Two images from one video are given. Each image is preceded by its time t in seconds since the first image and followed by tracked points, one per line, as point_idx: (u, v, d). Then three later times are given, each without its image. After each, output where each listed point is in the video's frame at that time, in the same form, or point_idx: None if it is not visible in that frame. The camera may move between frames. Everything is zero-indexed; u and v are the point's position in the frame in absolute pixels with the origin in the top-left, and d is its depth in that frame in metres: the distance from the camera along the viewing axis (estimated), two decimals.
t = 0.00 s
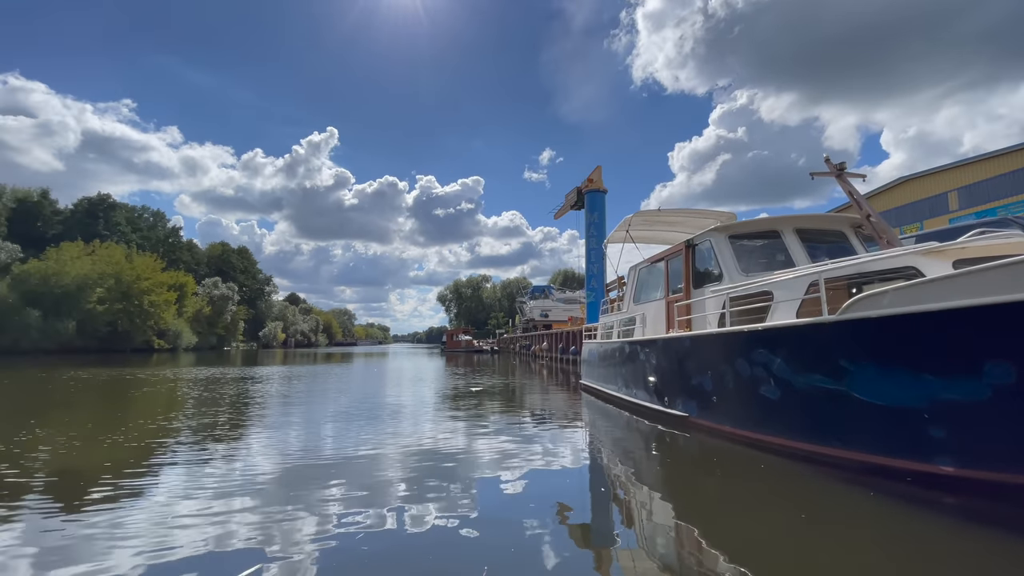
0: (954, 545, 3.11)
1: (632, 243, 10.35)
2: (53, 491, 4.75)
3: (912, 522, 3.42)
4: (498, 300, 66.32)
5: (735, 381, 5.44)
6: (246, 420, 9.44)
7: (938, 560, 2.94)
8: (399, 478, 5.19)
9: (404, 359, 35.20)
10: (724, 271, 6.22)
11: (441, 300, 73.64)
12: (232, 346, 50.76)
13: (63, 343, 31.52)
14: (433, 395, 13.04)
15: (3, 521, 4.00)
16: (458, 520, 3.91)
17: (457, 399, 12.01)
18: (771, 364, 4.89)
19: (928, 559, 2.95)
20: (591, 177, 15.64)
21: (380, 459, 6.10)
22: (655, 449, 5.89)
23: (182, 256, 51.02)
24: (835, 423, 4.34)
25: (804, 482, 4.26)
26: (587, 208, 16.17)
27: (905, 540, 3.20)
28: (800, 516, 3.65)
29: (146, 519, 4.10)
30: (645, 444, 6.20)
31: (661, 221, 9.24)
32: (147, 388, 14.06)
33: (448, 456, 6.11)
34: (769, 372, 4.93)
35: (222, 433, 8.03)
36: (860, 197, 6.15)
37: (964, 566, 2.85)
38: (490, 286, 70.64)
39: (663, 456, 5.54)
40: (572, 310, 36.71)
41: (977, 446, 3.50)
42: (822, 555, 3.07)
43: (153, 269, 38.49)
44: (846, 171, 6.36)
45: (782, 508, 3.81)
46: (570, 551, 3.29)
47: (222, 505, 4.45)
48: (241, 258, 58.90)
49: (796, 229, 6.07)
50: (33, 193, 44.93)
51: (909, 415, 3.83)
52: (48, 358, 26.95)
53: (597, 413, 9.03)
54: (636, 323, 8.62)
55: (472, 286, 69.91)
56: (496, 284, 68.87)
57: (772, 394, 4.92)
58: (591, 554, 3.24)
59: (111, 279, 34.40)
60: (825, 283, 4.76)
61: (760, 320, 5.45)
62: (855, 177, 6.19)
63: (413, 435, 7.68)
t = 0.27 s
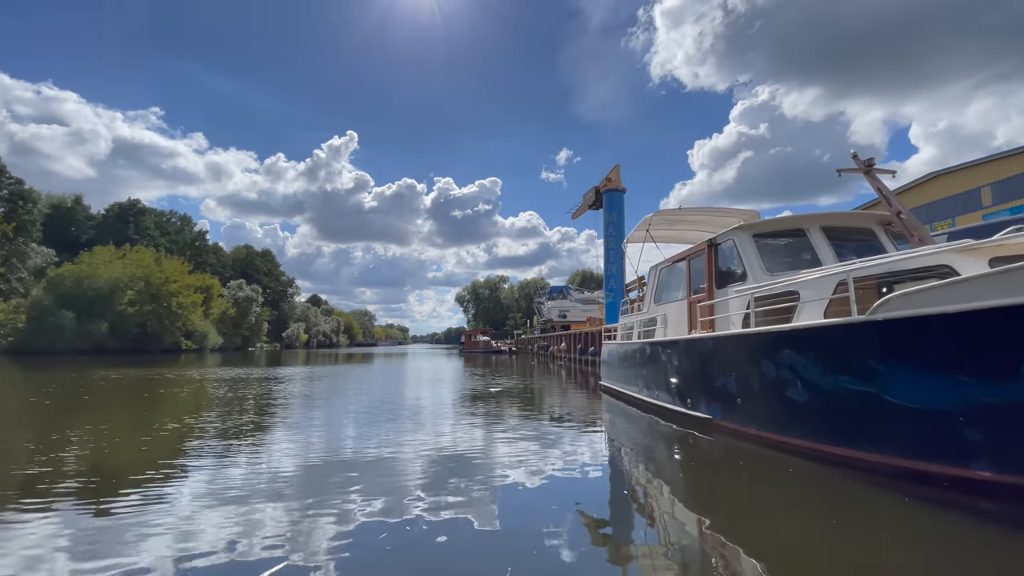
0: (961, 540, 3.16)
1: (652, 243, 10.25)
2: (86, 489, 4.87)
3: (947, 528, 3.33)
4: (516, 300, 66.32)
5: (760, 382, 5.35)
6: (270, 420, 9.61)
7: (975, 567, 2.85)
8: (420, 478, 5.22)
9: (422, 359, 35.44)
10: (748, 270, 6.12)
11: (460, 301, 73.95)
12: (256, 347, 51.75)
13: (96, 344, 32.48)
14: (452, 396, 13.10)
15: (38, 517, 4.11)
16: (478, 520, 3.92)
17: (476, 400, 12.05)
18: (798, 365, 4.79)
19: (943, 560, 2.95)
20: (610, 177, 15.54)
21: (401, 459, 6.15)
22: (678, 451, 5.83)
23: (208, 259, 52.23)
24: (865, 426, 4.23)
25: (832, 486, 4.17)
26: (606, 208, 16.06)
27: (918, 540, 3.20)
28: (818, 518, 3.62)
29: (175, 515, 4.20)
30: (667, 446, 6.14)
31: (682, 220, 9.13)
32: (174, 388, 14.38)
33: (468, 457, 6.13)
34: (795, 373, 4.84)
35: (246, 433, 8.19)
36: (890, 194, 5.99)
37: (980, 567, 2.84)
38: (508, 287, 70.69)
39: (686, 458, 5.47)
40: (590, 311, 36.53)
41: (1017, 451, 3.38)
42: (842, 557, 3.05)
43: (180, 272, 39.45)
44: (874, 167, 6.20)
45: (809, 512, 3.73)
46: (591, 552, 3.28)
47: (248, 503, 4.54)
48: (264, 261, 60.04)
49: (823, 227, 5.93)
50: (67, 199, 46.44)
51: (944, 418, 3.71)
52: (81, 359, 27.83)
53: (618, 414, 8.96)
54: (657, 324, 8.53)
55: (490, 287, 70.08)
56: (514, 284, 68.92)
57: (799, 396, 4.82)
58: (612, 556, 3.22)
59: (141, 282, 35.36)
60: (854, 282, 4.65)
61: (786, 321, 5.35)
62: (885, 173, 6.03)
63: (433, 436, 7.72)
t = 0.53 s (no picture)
0: (983, 543, 3.13)
1: (672, 243, 10.14)
2: (116, 485, 4.99)
3: (981, 535, 3.23)
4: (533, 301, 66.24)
5: (784, 384, 5.25)
6: (292, 419, 9.76)
7: None
8: (438, 478, 5.25)
9: (440, 360, 35.65)
10: (772, 270, 6.02)
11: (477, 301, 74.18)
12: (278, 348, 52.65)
13: (125, 345, 33.40)
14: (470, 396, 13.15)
15: (71, 512, 4.22)
16: (496, 521, 3.92)
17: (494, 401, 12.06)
18: (823, 367, 4.70)
19: (976, 566, 2.88)
20: (628, 176, 15.42)
21: (419, 459, 6.19)
22: (700, 454, 5.75)
23: (232, 261, 53.33)
24: (895, 429, 4.13)
25: (861, 491, 4.08)
26: (624, 207, 15.94)
27: (940, 543, 3.18)
28: (839, 522, 3.58)
29: (200, 511, 4.30)
30: (689, 448, 6.06)
31: (703, 219, 9.01)
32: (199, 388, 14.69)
33: (487, 457, 6.14)
34: (821, 375, 4.74)
35: (269, 432, 8.34)
36: (920, 190, 5.83)
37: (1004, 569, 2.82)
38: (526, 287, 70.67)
39: (708, 461, 5.40)
40: (608, 311, 36.32)
41: None
42: (866, 562, 3.01)
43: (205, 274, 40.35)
44: (903, 163, 6.04)
45: (835, 517, 3.66)
46: (609, 555, 3.25)
47: (271, 500, 4.62)
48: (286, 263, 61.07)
49: (850, 225, 5.79)
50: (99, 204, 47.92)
51: (979, 422, 3.61)
52: (112, 360, 28.67)
53: (638, 416, 8.89)
54: (678, 325, 8.44)
55: (507, 288, 70.13)
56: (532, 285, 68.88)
57: (825, 398, 4.72)
58: (632, 559, 3.20)
59: (168, 284, 36.27)
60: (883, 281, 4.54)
61: (812, 321, 5.24)
62: (914, 169, 5.87)
63: (451, 436, 7.76)
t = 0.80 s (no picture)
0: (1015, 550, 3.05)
1: (692, 242, 10.02)
2: (143, 484, 5.10)
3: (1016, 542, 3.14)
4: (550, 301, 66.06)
5: (809, 386, 5.16)
6: (311, 419, 9.88)
7: None
8: (456, 478, 5.27)
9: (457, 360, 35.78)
10: (796, 269, 5.90)
11: (494, 302, 74.29)
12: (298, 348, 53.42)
13: (152, 346, 34.23)
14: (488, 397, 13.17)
15: (100, 509, 4.32)
16: (513, 521, 3.91)
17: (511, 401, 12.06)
18: (850, 368, 4.60)
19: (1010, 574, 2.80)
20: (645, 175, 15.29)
21: (437, 458, 6.22)
22: (722, 456, 5.67)
23: (254, 263, 54.30)
24: (925, 432, 4.03)
25: (889, 496, 3.98)
26: (641, 207, 15.81)
27: (971, 548, 3.11)
28: (867, 527, 3.51)
29: (223, 508, 4.38)
30: (710, 451, 5.98)
31: (723, 218, 8.89)
32: (223, 388, 14.96)
33: (504, 457, 6.14)
34: (847, 376, 4.64)
35: (289, 431, 8.46)
36: (950, 187, 5.67)
37: None
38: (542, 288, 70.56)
39: (730, 464, 5.32)
40: (626, 312, 36.06)
41: None
42: (894, 568, 2.95)
43: (228, 276, 41.14)
44: (932, 159, 5.88)
45: (862, 522, 3.58)
46: (629, 557, 3.23)
47: (292, 498, 4.69)
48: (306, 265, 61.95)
49: (877, 223, 5.66)
50: (127, 208, 49.24)
51: (1014, 425, 3.50)
52: (138, 360, 29.40)
53: (658, 418, 8.80)
54: (698, 326, 8.33)
55: (523, 288, 70.22)
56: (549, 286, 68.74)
57: (852, 400, 4.62)
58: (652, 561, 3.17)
59: (192, 286, 37.07)
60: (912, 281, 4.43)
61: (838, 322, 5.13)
62: (944, 165, 5.71)
63: (468, 436, 7.78)
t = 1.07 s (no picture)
0: None
1: (711, 242, 9.90)
2: (167, 482, 5.20)
3: None
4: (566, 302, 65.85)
5: (833, 388, 5.05)
6: (329, 420, 9.98)
7: None
8: (472, 479, 5.28)
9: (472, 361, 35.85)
10: (820, 270, 5.79)
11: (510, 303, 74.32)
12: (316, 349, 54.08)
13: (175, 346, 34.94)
14: (503, 398, 13.17)
15: (126, 508, 4.41)
16: (529, 524, 3.89)
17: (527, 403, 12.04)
18: (876, 370, 4.49)
19: None
20: (662, 174, 15.15)
21: (454, 460, 6.24)
22: (742, 459, 5.59)
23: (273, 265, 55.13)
24: (955, 436, 3.92)
25: (917, 501, 3.89)
26: (658, 207, 15.67)
27: (1004, 555, 3.03)
28: (894, 533, 3.43)
29: (243, 507, 4.45)
30: (730, 454, 5.90)
31: (742, 218, 8.77)
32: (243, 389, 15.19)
33: (520, 459, 6.13)
34: (874, 378, 4.53)
35: (308, 432, 8.56)
36: (980, 183, 5.51)
37: None
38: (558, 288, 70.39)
39: (751, 467, 5.24)
40: (643, 312, 35.77)
41: None
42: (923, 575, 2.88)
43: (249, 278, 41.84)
44: (961, 155, 5.72)
45: (889, 528, 3.50)
46: (647, 561, 3.19)
47: (310, 497, 4.74)
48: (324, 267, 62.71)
49: (904, 221, 5.52)
50: (152, 212, 50.39)
51: None
52: (162, 360, 30.04)
53: (676, 420, 8.70)
54: (718, 327, 8.23)
55: (539, 288, 70.15)
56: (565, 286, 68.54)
57: (878, 403, 4.52)
58: (670, 565, 3.13)
59: (214, 288, 37.77)
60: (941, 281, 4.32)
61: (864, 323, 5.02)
62: (973, 161, 5.55)
63: (484, 437, 7.79)
